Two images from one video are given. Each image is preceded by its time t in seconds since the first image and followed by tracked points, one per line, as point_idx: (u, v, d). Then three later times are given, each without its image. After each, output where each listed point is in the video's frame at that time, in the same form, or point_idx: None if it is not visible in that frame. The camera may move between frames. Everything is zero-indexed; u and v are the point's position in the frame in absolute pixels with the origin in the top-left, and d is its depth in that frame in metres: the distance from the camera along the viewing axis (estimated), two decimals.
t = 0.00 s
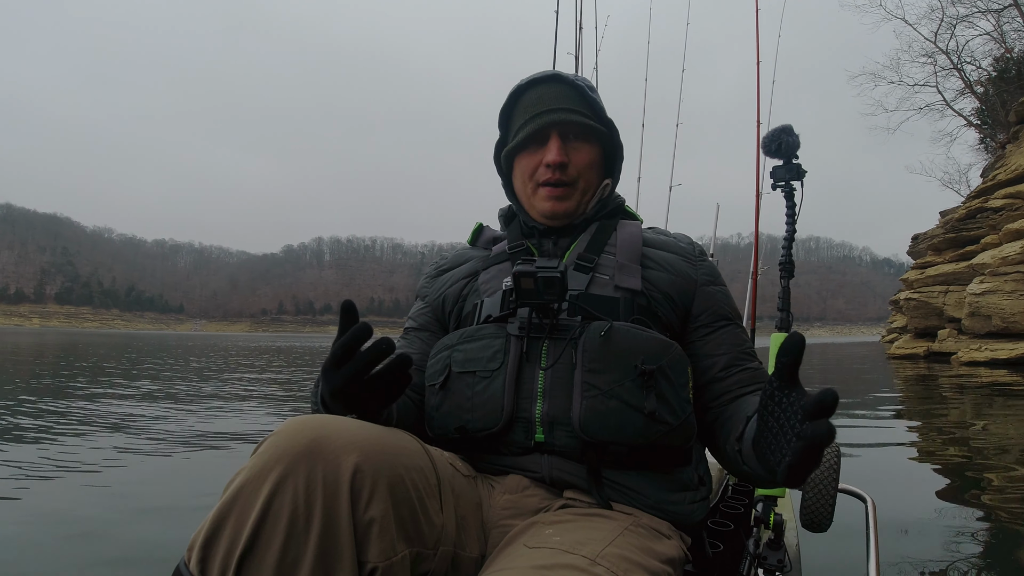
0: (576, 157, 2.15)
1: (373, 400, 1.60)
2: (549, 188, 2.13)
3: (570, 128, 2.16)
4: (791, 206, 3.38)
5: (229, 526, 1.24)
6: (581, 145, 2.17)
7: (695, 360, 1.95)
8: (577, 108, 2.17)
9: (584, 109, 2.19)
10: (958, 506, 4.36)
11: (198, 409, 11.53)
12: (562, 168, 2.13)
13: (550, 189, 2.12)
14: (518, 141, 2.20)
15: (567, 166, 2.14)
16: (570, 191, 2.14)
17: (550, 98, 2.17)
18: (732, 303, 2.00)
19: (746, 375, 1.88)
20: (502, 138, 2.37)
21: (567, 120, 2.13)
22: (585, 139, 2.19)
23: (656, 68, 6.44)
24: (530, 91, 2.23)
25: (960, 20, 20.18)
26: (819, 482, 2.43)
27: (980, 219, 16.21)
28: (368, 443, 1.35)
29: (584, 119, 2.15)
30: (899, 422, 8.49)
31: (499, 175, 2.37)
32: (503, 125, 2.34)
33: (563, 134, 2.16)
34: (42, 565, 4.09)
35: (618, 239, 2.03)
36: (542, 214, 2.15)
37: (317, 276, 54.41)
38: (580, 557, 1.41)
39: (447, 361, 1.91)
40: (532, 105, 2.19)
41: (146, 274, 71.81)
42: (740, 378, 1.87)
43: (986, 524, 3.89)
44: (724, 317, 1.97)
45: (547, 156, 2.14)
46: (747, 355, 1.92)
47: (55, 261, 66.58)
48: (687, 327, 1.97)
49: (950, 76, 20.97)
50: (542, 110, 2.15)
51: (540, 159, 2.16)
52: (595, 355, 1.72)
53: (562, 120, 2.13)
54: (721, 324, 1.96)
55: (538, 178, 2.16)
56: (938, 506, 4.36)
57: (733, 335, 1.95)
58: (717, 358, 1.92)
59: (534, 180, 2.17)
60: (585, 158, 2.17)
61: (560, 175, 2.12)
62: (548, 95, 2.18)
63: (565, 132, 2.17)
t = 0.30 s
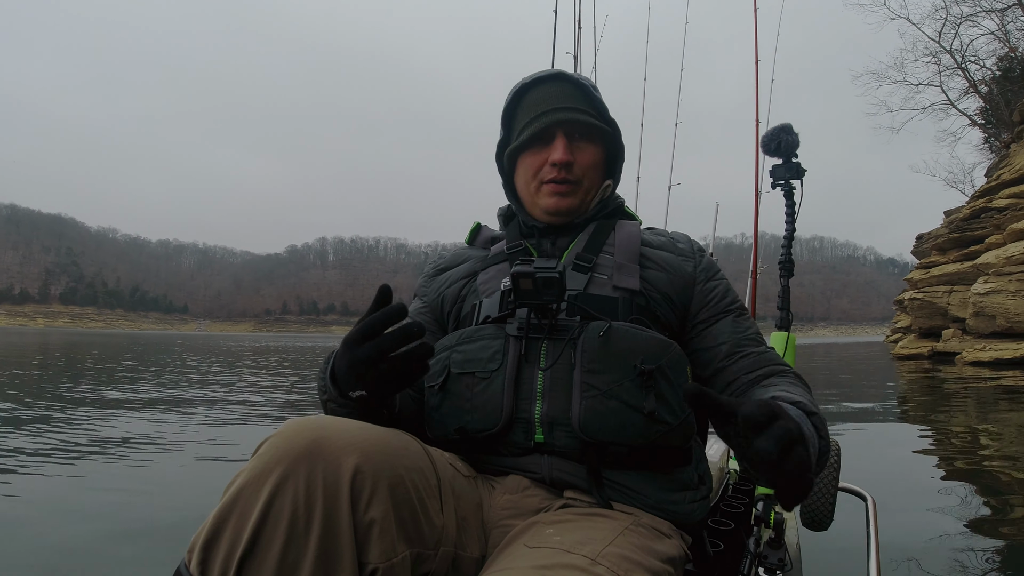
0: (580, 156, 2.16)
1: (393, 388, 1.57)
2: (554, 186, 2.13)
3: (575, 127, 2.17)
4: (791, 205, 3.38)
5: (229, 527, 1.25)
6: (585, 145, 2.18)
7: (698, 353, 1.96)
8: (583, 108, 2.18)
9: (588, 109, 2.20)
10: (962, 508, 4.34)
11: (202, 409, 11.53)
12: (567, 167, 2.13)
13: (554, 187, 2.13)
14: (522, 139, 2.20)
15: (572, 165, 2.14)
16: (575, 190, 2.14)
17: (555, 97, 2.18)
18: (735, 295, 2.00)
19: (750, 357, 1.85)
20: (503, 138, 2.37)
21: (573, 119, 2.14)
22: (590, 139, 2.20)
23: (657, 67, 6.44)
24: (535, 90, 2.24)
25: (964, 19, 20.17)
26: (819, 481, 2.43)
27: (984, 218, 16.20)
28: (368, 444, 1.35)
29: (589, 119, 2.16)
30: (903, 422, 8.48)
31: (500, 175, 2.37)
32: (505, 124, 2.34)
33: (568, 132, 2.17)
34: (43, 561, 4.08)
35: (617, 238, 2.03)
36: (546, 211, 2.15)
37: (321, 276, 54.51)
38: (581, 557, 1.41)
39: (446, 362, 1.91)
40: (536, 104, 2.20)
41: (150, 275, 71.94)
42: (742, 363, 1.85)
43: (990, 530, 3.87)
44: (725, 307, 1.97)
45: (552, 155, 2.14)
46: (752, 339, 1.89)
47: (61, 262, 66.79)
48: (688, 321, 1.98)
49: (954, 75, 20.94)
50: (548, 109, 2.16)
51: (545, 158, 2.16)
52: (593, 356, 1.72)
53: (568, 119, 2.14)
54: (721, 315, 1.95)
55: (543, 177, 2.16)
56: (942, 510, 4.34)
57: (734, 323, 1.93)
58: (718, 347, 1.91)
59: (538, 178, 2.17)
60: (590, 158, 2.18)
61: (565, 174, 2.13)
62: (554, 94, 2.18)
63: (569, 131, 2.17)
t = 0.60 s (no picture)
0: (591, 157, 2.17)
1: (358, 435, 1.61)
2: (561, 187, 2.14)
3: (587, 128, 2.18)
4: (790, 205, 3.39)
5: (228, 527, 1.25)
6: (596, 146, 2.19)
7: (688, 339, 1.96)
8: (596, 110, 2.18)
9: (601, 110, 2.21)
10: (964, 508, 4.33)
11: (207, 409, 11.55)
12: (577, 168, 2.14)
13: (562, 188, 2.14)
14: (533, 136, 2.19)
15: (583, 164, 2.15)
16: (582, 191, 2.15)
17: (569, 96, 2.18)
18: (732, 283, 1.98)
19: (727, 335, 1.83)
20: (511, 134, 2.36)
21: (587, 120, 2.14)
22: (601, 141, 2.20)
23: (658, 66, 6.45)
24: (548, 87, 2.23)
25: (967, 19, 20.17)
26: (818, 479, 2.44)
27: (988, 218, 16.21)
28: (367, 445, 1.35)
29: (602, 121, 2.16)
30: (907, 422, 8.49)
31: (507, 170, 2.36)
32: (514, 120, 2.32)
33: (580, 133, 2.17)
34: (49, 558, 4.10)
35: (614, 237, 2.03)
36: (551, 212, 2.17)
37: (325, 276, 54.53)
38: (578, 556, 1.42)
39: (444, 361, 1.91)
40: (548, 102, 2.19)
41: (153, 275, 71.98)
42: (720, 343, 1.84)
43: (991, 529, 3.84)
44: (712, 290, 1.96)
45: (562, 154, 2.14)
46: (732, 317, 1.86)
47: (64, 262, 66.87)
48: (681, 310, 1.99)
49: (958, 75, 20.94)
50: (562, 108, 2.15)
51: (555, 157, 2.16)
52: (590, 354, 1.73)
53: (581, 119, 2.14)
54: (707, 298, 1.95)
55: (551, 176, 2.16)
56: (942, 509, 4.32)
57: (719, 303, 1.91)
58: (703, 331, 1.91)
59: (546, 177, 2.18)
60: (599, 160, 2.18)
61: (574, 175, 2.14)
62: (568, 93, 2.18)
63: (582, 132, 2.17)
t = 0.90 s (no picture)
0: (593, 157, 2.17)
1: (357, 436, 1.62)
2: (564, 187, 2.14)
3: (590, 128, 2.18)
4: (790, 206, 3.38)
5: (229, 527, 1.26)
6: (599, 146, 2.19)
7: (684, 342, 1.97)
8: (599, 110, 2.18)
9: (604, 110, 2.21)
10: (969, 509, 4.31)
11: (212, 409, 11.60)
12: (579, 168, 2.15)
13: (565, 188, 2.14)
14: (536, 136, 2.20)
15: (586, 165, 2.15)
16: (585, 191, 2.15)
17: (572, 96, 2.18)
18: (734, 290, 1.99)
19: (723, 345, 1.85)
20: (515, 136, 2.37)
21: (589, 119, 2.14)
22: (604, 141, 2.21)
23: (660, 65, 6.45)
24: (552, 87, 2.23)
25: (971, 18, 20.10)
26: (818, 481, 2.44)
27: (992, 218, 16.16)
28: (367, 446, 1.36)
29: (605, 121, 2.16)
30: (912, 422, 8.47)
31: (511, 170, 2.37)
32: (519, 119, 2.33)
33: (583, 133, 2.18)
34: (56, 555, 4.13)
35: (618, 239, 2.04)
36: (555, 212, 2.17)
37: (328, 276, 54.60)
38: (577, 557, 1.43)
39: (446, 360, 1.91)
40: (552, 102, 2.20)
41: (157, 275, 72.13)
42: (715, 353, 1.86)
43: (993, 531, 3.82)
44: (712, 298, 1.96)
45: (565, 154, 2.15)
46: (731, 327, 1.87)
47: (69, 262, 67.07)
48: (682, 312, 1.99)
49: (962, 74, 20.87)
50: (564, 108, 2.16)
51: (558, 157, 2.17)
52: (593, 355, 1.74)
53: (584, 119, 2.14)
54: (707, 305, 1.95)
55: (554, 176, 2.17)
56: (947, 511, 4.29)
57: (719, 313, 1.92)
58: (700, 337, 1.92)
59: (550, 177, 2.18)
60: (602, 160, 2.18)
61: (577, 175, 2.14)
62: (571, 93, 2.18)
63: (585, 132, 2.18)
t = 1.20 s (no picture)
0: (593, 152, 2.17)
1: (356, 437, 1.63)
2: (564, 182, 2.15)
3: (589, 124, 2.18)
4: (791, 206, 3.38)
5: (228, 527, 1.26)
6: (598, 142, 2.19)
7: (687, 342, 1.97)
8: (598, 106, 2.19)
9: (604, 107, 2.21)
10: (973, 508, 4.29)
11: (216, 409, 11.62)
12: (579, 163, 2.15)
13: (565, 184, 2.14)
14: (536, 132, 2.21)
15: (585, 160, 2.16)
16: (585, 186, 2.15)
17: (572, 92, 2.19)
18: (737, 292, 1.99)
19: (727, 347, 1.85)
20: (517, 133, 2.38)
21: (589, 115, 2.15)
22: (604, 136, 2.21)
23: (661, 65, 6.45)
24: (552, 84, 2.24)
25: (975, 17, 20.06)
26: (818, 482, 2.44)
27: (996, 217, 16.13)
28: (367, 445, 1.36)
29: (604, 116, 2.17)
30: (915, 422, 8.45)
31: (512, 168, 2.37)
32: (520, 118, 2.34)
33: (583, 128, 2.18)
34: (57, 555, 4.13)
35: (621, 238, 2.04)
36: (555, 208, 2.17)
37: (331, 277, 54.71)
38: (578, 556, 1.43)
39: (449, 358, 1.91)
40: (552, 99, 2.20)
41: (161, 276, 72.32)
42: (719, 356, 1.86)
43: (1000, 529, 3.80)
44: (715, 300, 1.96)
45: (565, 149, 2.15)
46: (735, 330, 1.87)
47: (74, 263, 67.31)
48: (686, 313, 1.99)
49: (965, 73, 20.82)
50: (564, 105, 2.17)
51: (558, 153, 2.17)
52: (596, 354, 1.74)
53: (583, 114, 2.15)
54: (711, 306, 1.95)
55: (554, 172, 2.17)
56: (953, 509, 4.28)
57: (723, 315, 1.92)
58: (704, 338, 1.92)
59: (550, 173, 2.19)
60: (602, 156, 2.19)
61: (577, 171, 2.15)
62: (570, 89, 2.19)
63: (584, 127, 2.18)
